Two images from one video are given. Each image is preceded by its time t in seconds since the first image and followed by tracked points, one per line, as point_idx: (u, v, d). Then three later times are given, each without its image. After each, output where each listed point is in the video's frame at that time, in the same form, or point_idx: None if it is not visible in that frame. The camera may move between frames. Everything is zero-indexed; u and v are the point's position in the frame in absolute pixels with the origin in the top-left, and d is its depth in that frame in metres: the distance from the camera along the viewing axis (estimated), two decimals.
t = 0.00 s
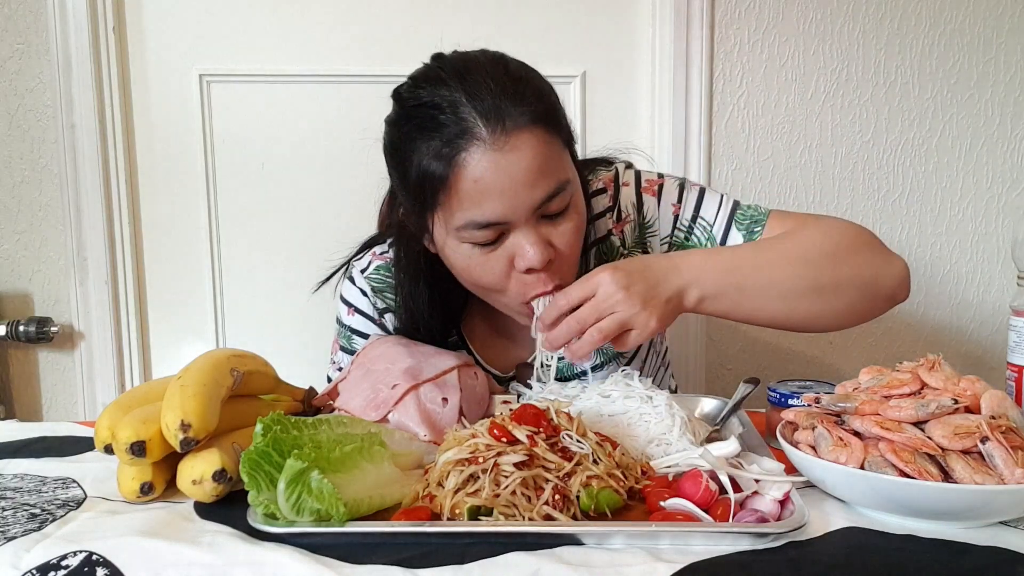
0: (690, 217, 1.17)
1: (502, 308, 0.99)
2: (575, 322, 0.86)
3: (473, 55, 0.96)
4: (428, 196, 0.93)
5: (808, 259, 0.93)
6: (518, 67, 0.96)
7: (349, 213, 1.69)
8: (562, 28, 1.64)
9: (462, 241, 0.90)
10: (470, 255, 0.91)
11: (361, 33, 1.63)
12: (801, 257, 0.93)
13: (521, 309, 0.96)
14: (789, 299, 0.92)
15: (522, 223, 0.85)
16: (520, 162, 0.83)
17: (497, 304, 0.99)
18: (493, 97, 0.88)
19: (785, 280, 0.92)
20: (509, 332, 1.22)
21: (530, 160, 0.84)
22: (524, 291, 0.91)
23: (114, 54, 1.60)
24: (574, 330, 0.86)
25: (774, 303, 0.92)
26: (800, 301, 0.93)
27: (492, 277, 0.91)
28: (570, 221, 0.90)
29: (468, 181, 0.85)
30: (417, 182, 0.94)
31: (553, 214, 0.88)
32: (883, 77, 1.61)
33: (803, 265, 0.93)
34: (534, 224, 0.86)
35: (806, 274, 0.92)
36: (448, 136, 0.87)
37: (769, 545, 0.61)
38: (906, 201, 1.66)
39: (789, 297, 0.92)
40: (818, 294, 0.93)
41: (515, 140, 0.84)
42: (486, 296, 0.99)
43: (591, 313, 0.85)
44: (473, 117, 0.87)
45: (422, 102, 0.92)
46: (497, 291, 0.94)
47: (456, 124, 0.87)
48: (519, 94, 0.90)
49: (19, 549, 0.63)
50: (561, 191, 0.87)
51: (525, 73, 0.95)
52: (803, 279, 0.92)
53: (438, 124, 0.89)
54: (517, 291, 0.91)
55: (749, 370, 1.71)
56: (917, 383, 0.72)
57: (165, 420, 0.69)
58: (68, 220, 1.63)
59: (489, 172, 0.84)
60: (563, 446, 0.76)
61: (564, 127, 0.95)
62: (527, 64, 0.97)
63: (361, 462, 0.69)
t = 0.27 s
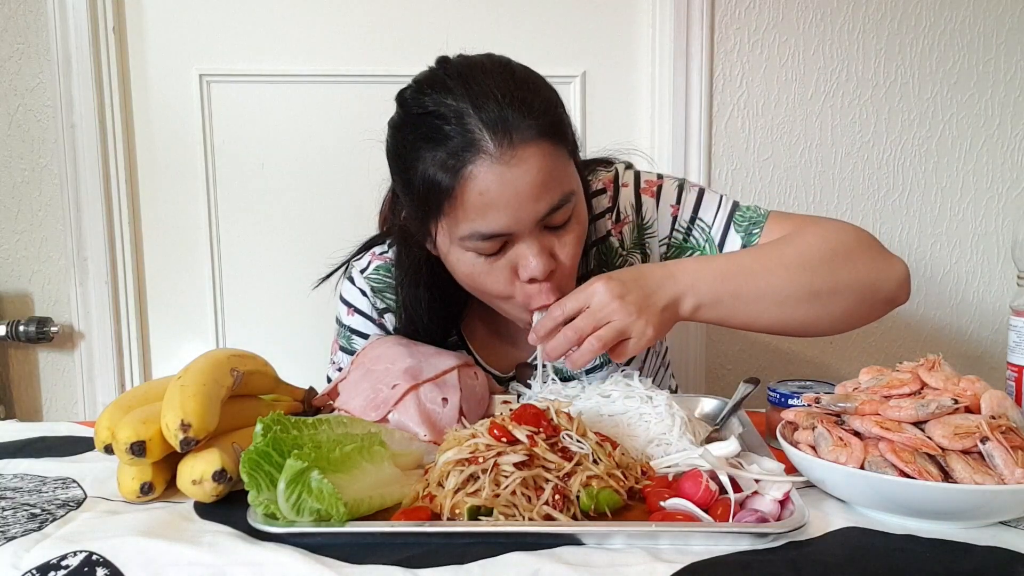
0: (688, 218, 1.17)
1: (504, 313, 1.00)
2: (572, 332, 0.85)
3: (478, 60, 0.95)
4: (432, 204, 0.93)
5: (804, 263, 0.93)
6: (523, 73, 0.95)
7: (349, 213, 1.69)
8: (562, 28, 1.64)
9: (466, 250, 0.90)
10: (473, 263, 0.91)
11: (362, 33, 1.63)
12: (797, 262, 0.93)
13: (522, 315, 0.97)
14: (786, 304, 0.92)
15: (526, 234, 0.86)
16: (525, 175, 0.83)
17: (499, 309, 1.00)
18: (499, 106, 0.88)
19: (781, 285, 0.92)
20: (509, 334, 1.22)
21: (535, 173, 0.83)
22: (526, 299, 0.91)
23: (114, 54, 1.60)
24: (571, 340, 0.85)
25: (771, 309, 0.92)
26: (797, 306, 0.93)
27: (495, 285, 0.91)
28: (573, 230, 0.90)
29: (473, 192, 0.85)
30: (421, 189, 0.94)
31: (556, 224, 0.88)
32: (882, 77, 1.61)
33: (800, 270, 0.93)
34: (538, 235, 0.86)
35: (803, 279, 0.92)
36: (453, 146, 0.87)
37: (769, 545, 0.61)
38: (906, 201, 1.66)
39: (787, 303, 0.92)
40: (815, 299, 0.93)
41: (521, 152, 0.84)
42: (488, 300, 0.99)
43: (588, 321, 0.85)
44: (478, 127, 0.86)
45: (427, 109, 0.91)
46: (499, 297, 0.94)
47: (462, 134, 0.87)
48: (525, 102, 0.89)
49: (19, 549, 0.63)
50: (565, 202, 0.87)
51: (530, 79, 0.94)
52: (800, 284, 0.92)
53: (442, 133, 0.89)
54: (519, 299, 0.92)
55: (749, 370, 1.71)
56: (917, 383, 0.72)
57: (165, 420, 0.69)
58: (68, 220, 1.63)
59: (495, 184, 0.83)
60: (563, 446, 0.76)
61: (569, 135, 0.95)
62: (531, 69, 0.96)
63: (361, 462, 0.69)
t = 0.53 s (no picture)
0: (686, 218, 1.17)
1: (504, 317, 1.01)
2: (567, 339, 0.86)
3: (482, 66, 0.95)
4: (434, 211, 0.93)
5: (803, 264, 0.93)
6: (527, 79, 0.95)
7: (350, 213, 1.69)
8: (562, 28, 1.64)
9: (467, 257, 0.90)
10: (474, 270, 0.92)
11: (362, 33, 1.63)
12: (795, 263, 0.93)
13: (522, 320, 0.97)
14: (785, 305, 0.92)
15: (528, 244, 0.86)
16: (528, 187, 0.83)
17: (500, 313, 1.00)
18: (503, 115, 0.88)
19: (779, 286, 0.92)
20: (508, 334, 1.22)
21: (538, 184, 0.83)
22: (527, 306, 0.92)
23: (114, 54, 1.60)
24: (565, 347, 0.85)
25: (770, 310, 0.92)
26: (796, 308, 0.93)
27: (496, 292, 0.92)
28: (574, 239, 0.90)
29: (476, 202, 0.85)
30: (423, 196, 0.94)
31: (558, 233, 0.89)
32: (882, 77, 1.61)
33: (798, 271, 0.93)
34: (540, 244, 0.87)
35: (801, 280, 0.92)
36: (457, 155, 0.87)
37: (769, 545, 0.61)
38: (906, 201, 1.66)
39: (786, 304, 0.92)
40: (814, 300, 0.93)
41: (524, 162, 0.84)
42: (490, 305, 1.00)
43: (582, 328, 0.85)
44: (482, 136, 0.86)
45: (431, 117, 0.91)
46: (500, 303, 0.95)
47: (465, 142, 0.87)
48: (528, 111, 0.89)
49: (19, 549, 0.63)
50: (567, 212, 0.87)
51: (533, 85, 0.94)
52: (799, 286, 0.92)
53: (446, 142, 0.88)
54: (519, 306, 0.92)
55: (749, 370, 1.71)
56: (917, 383, 0.72)
57: (165, 420, 0.69)
58: (68, 220, 1.63)
59: (498, 195, 0.83)
60: (563, 446, 0.76)
61: (573, 144, 0.95)
62: (535, 75, 0.96)
63: (361, 462, 0.69)
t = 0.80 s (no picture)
0: (685, 218, 1.17)
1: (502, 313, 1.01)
2: (562, 338, 0.87)
3: (484, 61, 0.94)
4: (434, 206, 0.92)
5: (801, 264, 0.93)
6: (529, 76, 0.95)
7: (350, 213, 1.69)
8: (562, 28, 1.64)
9: (468, 252, 0.90)
10: (474, 265, 0.91)
11: (361, 33, 1.62)
12: (794, 263, 0.93)
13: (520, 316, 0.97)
14: (784, 305, 0.92)
15: (530, 239, 0.86)
16: (531, 181, 0.83)
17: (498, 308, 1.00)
18: (505, 111, 0.87)
19: (778, 286, 0.92)
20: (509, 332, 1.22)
21: (541, 179, 0.83)
22: (526, 302, 0.91)
23: (114, 54, 1.59)
24: (559, 347, 0.87)
25: (769, 310, 0.92)
26: (796, 308, 0.92)
27: (495, 287, 0.92)
28: (575, 235, 0.90)
29: (478, 196, 0.85)
30: (424, 191, 0.93)
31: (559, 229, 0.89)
32: (883, 77, 1.61)
33: (797, 271, 0.93)
34: (541, 239, 0.86)
35: (800, 280, 0.92)
36: (459, 149, 0.87)
37: (770, 545, 0.61)
38: (906, 201, 1.66)
39: (784, 304, 0.92)
40: (814, 300, 0.93)
41: (527, 157, 0.84)
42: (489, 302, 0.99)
43: (577, 329, 0.86)
44: (485, 131, 0.86)
45: (433, 111, 0.90)
46: (499, 298, 0.95)
47: (468, 137, 0.87)
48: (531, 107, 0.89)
49: (18, 549, 0.63)
50: (569, 208, 0.87)
51: (536, 82, 0.94)
52: (798, 286, 0.92)
53: (448, 136, 0.88)
54: (519, 301, 0.92)
55: (749, 369, 1.71)
56: (917, 383, 0.71)
57: (164, 420, 0.69)
58: (67, 220, 1.63)
59: (500, 189, 0.83)
60: (563, 446, 0.76)
61: (575, 141, 0.95)
62: (538, 72, 0.96)
63: (361, 463, 0.69)
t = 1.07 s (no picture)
0: (689, 218, 1.17)
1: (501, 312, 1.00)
2: (576, 311, 0.87)
3: (482, 59, 0.95)
4: (432, 204, 0.92)
5: (809, 255, 0.93)
6: (527, 73, 0.95)
7: (349, 213, 1.69)
8: (562, 29, 1.64)
9: (466, 250, 0.90)
10: (473, 263, 0.91)
11: (361, 33, 1.62)
12: (802, 254, 0.93)
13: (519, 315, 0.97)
14: (793, 295, 0.92)
15: (527, 236, 0.86)
16: (528, 178, 0.83)
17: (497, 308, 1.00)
18: (503, 108, 0.88)
19: (787, 276, 0.92)
20: (509, 332, 1.21)
21: (538, 176, 0.84)
22: (524, 300, 0.91)
23: (114, 55, 1.60)
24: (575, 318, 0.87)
25: (778, 299, 0.91)
26: (805, 298, 0.92)
27: (493, 285, 0.91)
28: (573, 232, 0.90)
29: (476, 192, 0.85)
30: (422, 189, 0.93)
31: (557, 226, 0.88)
32: (883, 77, 1.61)
33: (805, 261, 0.93)
34: (539, 236, 0.86)
35: (808, 271, 0.92)
36: (457, 145, 0.87)
37: (770, 545, 0.61)
38: (906, 201, 1.66)
39: (791, 294, 0.91)
40: (822, 291, 0.93)
41: (524, 154, 0.84)
42: (487, 300, 0.99)
43: (591, 301, 0.86)
44: (483, 129, 0.86)
45: (431, 108, 0.90)
46: (497, 297, 0.94)
47: (466, 134, 0.87)
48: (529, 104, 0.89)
49: (18, 549, 0.63)
50: (566, 205, 0.87)
51: (534, 80, 0.95)
52: (806, 276, 0.92)
53: (446, 133, 0.88)
54: (517, 299, 0.92)
55: (749, 369, 1.71)
56: (917, 383, 0.71)
57: (164, 420, 0.69)
58: (68, 220, 1.63)
59: (498, 185, 0.83)
60: (563, 446, 0.76)
61: (573, 139, 0.95)
62: (536, 70, 0.96)
63: (361, 463, 0.69)
